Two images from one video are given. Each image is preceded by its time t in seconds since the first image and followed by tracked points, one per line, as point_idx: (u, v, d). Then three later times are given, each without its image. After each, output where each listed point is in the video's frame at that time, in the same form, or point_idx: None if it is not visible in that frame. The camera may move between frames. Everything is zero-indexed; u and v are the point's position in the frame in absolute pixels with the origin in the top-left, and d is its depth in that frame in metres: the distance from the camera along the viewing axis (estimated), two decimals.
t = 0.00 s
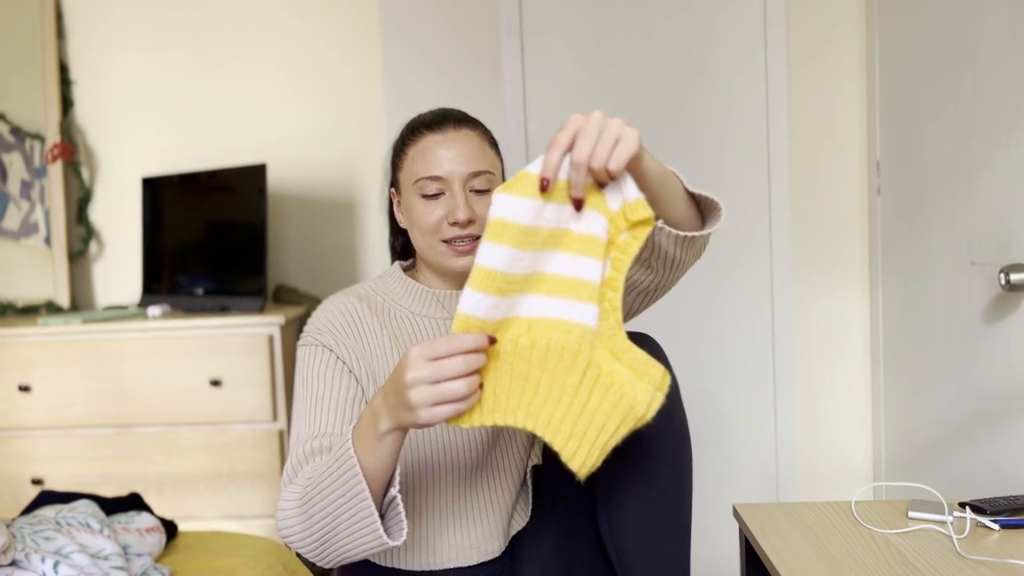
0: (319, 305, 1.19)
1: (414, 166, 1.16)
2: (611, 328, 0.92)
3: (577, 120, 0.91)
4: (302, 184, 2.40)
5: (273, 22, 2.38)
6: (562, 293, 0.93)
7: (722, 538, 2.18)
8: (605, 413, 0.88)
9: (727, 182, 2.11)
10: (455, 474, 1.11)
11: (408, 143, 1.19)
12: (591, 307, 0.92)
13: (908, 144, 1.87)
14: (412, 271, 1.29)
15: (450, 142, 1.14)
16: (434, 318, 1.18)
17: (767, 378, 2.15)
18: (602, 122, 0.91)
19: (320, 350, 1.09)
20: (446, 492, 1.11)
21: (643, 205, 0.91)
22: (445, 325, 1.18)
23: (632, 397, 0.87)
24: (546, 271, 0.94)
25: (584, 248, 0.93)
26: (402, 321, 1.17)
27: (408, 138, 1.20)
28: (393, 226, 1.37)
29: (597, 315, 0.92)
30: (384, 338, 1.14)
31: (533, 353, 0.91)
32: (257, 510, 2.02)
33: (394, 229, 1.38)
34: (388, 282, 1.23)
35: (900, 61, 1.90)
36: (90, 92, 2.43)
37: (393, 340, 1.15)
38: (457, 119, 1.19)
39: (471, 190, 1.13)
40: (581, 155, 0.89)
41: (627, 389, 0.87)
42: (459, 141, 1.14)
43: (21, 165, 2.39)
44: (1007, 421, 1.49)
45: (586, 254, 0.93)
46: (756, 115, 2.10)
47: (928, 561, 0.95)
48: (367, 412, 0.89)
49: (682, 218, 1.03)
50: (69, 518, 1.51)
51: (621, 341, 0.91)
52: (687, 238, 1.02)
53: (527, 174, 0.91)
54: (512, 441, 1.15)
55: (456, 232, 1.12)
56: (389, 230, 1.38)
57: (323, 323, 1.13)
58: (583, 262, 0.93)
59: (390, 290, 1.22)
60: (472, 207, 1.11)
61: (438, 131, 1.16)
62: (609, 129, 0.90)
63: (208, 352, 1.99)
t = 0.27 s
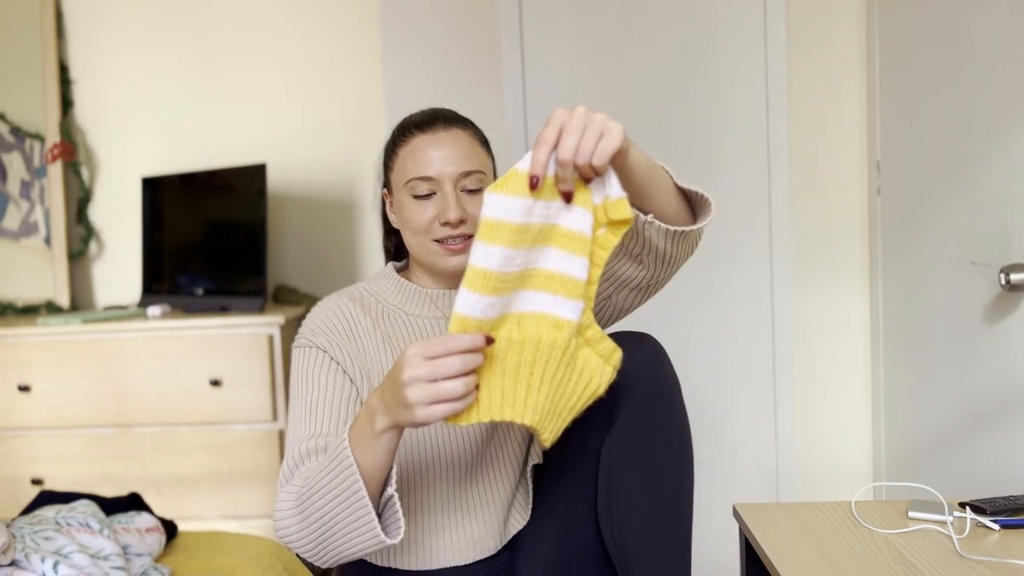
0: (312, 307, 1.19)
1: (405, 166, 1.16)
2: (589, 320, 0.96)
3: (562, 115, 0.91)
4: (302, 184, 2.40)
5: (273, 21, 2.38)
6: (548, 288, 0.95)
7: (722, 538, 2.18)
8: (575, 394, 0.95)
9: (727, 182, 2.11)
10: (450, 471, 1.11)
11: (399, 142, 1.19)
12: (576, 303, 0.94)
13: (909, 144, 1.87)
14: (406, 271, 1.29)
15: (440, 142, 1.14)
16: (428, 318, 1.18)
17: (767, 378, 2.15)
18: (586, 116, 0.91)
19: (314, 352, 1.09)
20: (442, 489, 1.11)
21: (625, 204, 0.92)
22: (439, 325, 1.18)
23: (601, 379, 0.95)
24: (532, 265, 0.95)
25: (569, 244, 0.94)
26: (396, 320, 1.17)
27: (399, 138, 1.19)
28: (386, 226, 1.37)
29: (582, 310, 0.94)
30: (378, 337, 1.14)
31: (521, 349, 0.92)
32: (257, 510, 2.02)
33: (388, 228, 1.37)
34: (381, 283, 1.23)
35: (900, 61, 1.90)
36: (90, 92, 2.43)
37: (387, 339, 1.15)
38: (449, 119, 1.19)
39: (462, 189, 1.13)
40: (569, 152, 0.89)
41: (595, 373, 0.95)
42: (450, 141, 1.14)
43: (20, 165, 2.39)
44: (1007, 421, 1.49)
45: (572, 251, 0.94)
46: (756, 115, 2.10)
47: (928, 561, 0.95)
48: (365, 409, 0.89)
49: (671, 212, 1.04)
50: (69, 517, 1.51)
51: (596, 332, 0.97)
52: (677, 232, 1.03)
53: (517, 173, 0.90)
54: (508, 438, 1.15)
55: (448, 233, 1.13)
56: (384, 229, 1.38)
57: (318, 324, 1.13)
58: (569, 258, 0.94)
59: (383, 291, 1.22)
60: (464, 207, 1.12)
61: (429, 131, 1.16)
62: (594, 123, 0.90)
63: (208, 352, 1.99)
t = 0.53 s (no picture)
0: (312, 308, 1.19)
1: (404, 166, 1.16)
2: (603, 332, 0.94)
3: (567, 126, 0.90)
4: (302, 184, 2.40)
5: (273, 21, 2.38)
6: (557, 299, 0.94)
7: (722, 538, 2.18)
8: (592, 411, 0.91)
9: (728, 182, 2.11)
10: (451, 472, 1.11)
11: (398, 143, 1.19)
12: (584, 312, 0.93)
13: (909, 144, 1.86)
14: (405, 271, 1.29)
15: (439, 142, 1.14)
16: (428, 318, 1.18)
17: (767, 377, 2.15)
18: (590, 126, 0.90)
19: (314, 352, 1.09)
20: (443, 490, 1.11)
21: (632, 211, 0.91)
22: (439, 325, 1.18)
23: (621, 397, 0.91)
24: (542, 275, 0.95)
25: (578, 253, 0.93)
26: (395, 321, 1.17)
27: (398, 138, 1.19)
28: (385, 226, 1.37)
29: (592, 320, 0.93)
30: (378, 338, 1.14)
31: (528, 358, 0.92)
32: (256, 510, 2.01)
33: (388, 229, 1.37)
34: (380, 283, 1.23)
35: (900, 61, 1.90)
36: (90, 92, 2.43)
37: (386, 340, 1.14)
38: (449, 119, 1.19)
39: (462, 190, 1.13)
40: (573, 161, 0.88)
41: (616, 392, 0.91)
42: (449, 141, 1.14)
43: (20, 165, 2.40)
44: (1006, 421, 1.49)
45: (580, 260, 0.93)
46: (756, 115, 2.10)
47: (928, 561, 0.95)
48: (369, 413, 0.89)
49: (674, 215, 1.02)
50: (69, 517, 1.52)
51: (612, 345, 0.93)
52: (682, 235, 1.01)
53: (522, 181, 0.90)
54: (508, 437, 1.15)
55: (447, 233, 1.13)
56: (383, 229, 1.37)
57: (317, 325, 1.13)
58: (576, 267, 0.93)
59: (383, 291, 1.22)
60: (463, 207, 1.12)
61: (428, 131, 1.16)
62: (599, 132, 0.90)
63: (209, 352, 1.99)
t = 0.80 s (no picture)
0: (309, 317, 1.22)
1: (397, 166, 1.16)
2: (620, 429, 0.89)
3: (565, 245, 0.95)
4: (302, 184, 2.40)
5: (273, 21, 2.38)
6: (574, 398, 0.92)
7: (722, 538, 2.18)
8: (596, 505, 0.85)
9: (727, 182, 2.11)
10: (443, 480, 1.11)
11: (391, 143, 1.19)
12: (598, 412, 0.90)
13: (909, 144, 1.87)
14: (402, 275, 1.29)
15: (433, 139, 1.14)
16: (422, 324, 1.18)
17: (767, 377, 2.15)
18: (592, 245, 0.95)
19: (304, 370, 1.12)
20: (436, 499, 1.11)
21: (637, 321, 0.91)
22: (433, 331, 1.18)
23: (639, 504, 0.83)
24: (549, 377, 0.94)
25: (584, 357, 0.93)
26: (389, 327, 1.18)
27: (392, 138, 1.19)
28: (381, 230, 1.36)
29: (608, 417, 0.89)
30: (370, 346, 1.15)
31: (535, 451, 0.89)
32: (256, 510, 2.02)
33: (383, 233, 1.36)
34: (377, 287, 1.24)
35: (900, 61, 1.90)
36: (90, 92, 2.44)
37: (379, 348, 1.16)
38: (441, 117, 1.19)
39: (456, 187, 1.13)
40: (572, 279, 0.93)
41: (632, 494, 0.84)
42: (443, 138, 1.14)
43: (20, 165, 2.40)
44: (1006, 421, 1.49)
45: (589, 365, 0.92)
46: (756, 116, 2.10)
47: (928, 561, 0.95)
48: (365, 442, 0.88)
49: (701, 322, 1.06)
50: (69, 517, 1.52)
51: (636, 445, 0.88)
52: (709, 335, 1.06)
53: (517, 277, 0.98)
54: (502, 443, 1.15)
55: (443, 231, 1.12)
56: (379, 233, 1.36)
57: (309, 337, 1.15)
58: (587, 366, 0.93)
59: (379, 295, 1.22)
60: (458, 204, 1.12)
61: (421, 129, 1.16)
62: (596, 251, 0.94)
63: (208, 352, 1.99)
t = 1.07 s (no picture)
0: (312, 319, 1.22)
1: (403, 170, 1.16)
2: (550, 522, 0.93)
3: (609, 316, 0.99)
4: (302, 185, 2.40)
5: (273, 20, 2.38)
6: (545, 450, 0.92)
7: (722, 538, 2.18)
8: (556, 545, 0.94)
9: (727, 182, 2.12)
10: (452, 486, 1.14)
11: (397, 145, 1.19)
12: (534, 500, 0.94)
13: (909, 144, 1.87)
14: (409, 277, 1.29)
15: (438, 143, 1.14)
16: (427, 328, 1.19)
17: (767, 377, 2.15)
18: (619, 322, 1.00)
19: (305, 381, 1.14)
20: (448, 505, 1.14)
21: (620, 442, 0.86)
22: (438, 336, 1.18)
23: None
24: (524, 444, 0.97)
25: (550, 452, 0.91)
26: (392, 332, 1.18)
27: (397, 140, 1.19)
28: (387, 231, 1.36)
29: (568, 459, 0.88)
30: (374, 354, 1.16)
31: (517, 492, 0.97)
32: (256, 510, 2.02)
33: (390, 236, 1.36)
34: (381, 288, 1.24)
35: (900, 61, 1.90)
36: (90, 92, 2.44)
37: (383, 355, 1.16)
38: (448, 119, 1.18)
39: (461, 193, 1.13)
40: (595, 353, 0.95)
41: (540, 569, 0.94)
42: (449, 143, 1.14)
43: (20, 165, 2.40)
44: (1006, 421, 1.49)
45: (549, 459, 0.92)
46: (756, 115, 2.10)
47: (928, 561, 0.95)
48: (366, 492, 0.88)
49: (705, 394, 1.10)
50: (69, 517, 1.52)
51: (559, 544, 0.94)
52: (712, 402, 1.11)
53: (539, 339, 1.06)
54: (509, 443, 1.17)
55: (449, 238, 1.13)
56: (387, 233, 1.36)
57: (312, 344, 1.16)
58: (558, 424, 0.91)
59: (384, 297, 1.22)
60: (464, 211, 1.12)
61: (427, 132, 1.16)
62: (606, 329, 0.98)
63: (209, 352, 1.99)
